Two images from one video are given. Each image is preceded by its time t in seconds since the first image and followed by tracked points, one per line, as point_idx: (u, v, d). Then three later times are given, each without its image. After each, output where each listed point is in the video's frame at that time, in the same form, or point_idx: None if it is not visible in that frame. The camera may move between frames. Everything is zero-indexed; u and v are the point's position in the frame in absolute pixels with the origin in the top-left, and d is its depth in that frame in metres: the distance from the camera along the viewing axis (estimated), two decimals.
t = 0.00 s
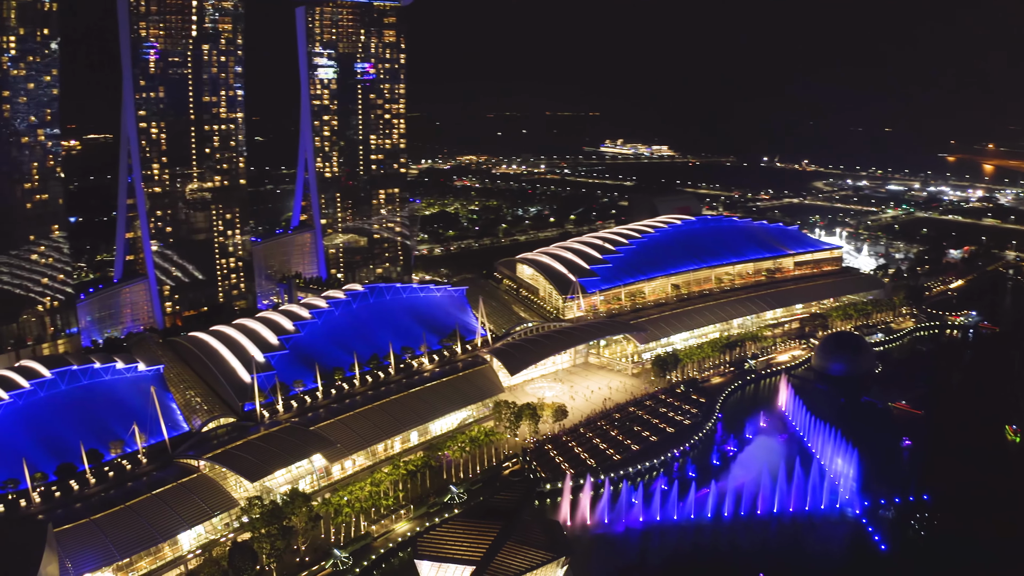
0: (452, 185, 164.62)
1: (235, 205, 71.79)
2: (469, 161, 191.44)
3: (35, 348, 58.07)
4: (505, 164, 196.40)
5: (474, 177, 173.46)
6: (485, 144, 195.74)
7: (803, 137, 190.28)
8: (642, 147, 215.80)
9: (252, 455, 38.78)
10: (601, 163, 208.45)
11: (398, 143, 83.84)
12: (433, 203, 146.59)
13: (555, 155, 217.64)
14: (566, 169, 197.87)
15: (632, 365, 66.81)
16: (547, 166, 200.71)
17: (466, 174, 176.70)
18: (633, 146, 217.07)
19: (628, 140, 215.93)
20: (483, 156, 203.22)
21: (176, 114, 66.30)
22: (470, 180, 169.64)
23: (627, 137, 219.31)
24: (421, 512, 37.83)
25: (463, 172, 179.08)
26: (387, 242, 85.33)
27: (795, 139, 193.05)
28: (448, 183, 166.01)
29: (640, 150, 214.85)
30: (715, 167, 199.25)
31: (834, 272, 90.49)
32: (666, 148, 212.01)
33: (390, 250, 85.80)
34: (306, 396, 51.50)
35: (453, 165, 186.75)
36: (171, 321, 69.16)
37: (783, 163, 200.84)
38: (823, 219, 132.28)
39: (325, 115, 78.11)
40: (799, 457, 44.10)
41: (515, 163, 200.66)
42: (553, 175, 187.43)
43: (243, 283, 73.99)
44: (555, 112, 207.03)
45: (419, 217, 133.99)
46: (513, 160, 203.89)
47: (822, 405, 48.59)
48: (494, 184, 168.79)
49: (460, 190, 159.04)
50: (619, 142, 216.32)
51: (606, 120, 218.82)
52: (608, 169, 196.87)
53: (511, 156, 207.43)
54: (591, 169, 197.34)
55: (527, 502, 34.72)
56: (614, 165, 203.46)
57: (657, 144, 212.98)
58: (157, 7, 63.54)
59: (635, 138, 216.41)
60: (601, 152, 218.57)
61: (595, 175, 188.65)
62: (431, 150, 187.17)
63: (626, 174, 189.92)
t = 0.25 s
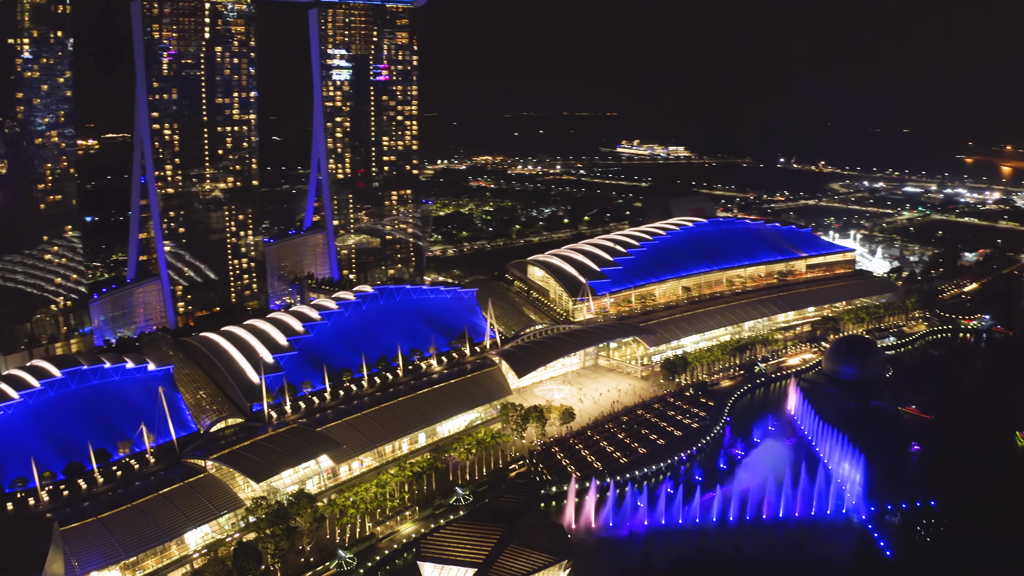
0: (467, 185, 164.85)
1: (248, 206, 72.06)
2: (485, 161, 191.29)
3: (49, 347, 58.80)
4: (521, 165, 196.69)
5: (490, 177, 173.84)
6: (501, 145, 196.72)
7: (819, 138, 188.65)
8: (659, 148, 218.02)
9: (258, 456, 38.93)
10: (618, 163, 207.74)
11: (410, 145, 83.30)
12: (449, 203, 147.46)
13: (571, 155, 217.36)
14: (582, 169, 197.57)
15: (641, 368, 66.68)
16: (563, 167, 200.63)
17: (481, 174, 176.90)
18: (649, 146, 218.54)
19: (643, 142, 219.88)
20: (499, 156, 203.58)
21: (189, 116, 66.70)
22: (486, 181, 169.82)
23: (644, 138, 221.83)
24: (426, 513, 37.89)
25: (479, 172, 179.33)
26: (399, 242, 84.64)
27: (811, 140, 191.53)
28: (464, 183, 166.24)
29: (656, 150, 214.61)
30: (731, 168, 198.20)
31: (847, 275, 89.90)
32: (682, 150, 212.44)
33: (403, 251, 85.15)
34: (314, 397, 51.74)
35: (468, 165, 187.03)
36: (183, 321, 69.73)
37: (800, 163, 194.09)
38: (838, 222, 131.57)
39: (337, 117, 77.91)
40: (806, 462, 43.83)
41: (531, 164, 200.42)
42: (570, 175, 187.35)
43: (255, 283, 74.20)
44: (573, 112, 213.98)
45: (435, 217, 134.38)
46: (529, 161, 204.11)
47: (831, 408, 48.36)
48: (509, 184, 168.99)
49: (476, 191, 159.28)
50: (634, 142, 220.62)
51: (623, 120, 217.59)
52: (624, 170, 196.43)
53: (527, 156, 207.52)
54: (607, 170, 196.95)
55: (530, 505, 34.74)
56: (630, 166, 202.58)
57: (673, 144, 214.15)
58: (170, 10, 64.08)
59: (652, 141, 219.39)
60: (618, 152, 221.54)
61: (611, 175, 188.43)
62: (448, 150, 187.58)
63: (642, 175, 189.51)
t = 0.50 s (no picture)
0: (482, 186, 165.01)
1: (261, 207, 72.32)
2: (500, 162, 191.09)
3: (63, 347, 59.21)
4: (537, 166, 196.82)
5: (504, 178, 174.08)
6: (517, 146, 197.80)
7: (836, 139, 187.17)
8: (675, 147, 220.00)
9: (264, 457, 39.09)
10: (634, 164, 207.00)
11: (422, 147, 83.06)
12: (463, 204, 147.87)
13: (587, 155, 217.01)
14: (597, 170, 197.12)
15: (651, 371, 66.39)
16: (578, 167, 200.36)
17: (496, 175, 177.00)
18: (666, 146, 220.50)
19: (661, 143, 220.07)
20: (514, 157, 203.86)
21: (203, 118, 67.16)
22: (501, 182, 169.87)
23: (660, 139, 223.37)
24: (431, 515, 37.96)
25: (494, 173, 179.27)
26: (411, 243, 84.55)
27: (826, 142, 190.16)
28: (479, 184, 166.44)
29: (673, 151, 215.43)
30: (746, 170, 197.23)
31: (860, 279, 89.29)
32: (699, 151, 214.53)
33: (415, 252, 85.01)
34: (322, 398, 51.92)
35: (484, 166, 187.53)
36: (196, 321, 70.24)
37: (816, 166, 192.71)
38: (853, 224, 130.95)
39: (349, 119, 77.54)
40: (813, 467, 43.71)
41: (548, 164, 199.80)
42: (585, 176, 187.08)
43: (267, 284, 74.59)
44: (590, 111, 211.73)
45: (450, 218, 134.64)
46: (544, 162, 204.19)
47: (839, 413, 48.15)
48: (524, 185, 169.06)
49: (491, 192, 159.47)
50: (651, 144, 220.61)
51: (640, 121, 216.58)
52: (639, 171, 195.94)
53: (542, 157, 207.57)
54: (622, 171, 196.57)
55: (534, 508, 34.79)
56: (645, 167, 201.91)
57: (690, 145, 216.33)
58: (184, 12, 64.55)
59: (668, 141, 219.77)
60: (635, 153, 220.05)
61: (625, 176, 188.16)
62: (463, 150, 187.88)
63: (657, 176, 189.02)
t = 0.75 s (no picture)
0: (497, 187, 165.03)
1: (273, 208, 72.53)
2: (516, 163, 190.99)
3: (76, 346, 59.81)
4: (552, 166, 196.89)
5: (519, 179, 174.25)
6: (533, 147, 202.59)
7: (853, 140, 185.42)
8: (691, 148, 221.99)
9: (269, 457, 39.25)
10: (649, 164, 206.44)
11: (435, 148, 81.69)
12: (477, 205, 148.29)
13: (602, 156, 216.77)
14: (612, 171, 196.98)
15: (659, 374, 66.04)
16: (594, 167, 200.03)
17: (510, 175, 177.23)
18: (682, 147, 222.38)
19: (674, 145, 222.00)
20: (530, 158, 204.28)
21: (215, 120, 67.49)
22: (516, 182, 170.07)
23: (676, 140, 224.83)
24: (436, 517, 38.03)
25: (509, 173, 179.47)
26: (422, 245, 83.22)
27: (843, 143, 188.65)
28: (493, 184, 166.47)
29: (688, 151, 218.04)
30: (761, 171, 196.23)
31: (872, 282, 88.68)
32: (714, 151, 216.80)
33: (427, 254, 83.75)
34: (329, 400, 52.06)
35: (500, 166, 187.95)
36: (207, 322, 70.78)
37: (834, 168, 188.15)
38: (868, 226, 130.16)
39: (361, 120, 77.35)
40: (819, 472, 43.56)
41: (562, 164, 199.60)
42: (600, 177, 186.89)
43: (278, 284, 74.78)
44: (606, 112, 221.96)
45: (462, 219, 135.00)
46: (560, 163, 204.27)
47: (846, 417, 47.89)
48: (538, 186, 169.21)
49: (505, 192, 159.59)
50: (666, 146, 221.16)
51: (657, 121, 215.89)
52: (655, 172, 195.42)
53: (557, 158, 207.66)
54: (638, 171, 196.09)
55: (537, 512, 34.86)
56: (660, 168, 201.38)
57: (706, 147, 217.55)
58: (196, 14, 64.88)
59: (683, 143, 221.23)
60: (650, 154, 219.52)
61: (641, 178, 187.79)
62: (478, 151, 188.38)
63: (672, 178, 188.42)
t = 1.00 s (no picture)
0: (511, 188, 165.15)
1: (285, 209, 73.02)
2: (530, 164, 191.40)
3: (88, 346, 60.48)
4: (567, 168, 196.87)
5: (534, 181, 174.38)
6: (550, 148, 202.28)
7: (869, 141, 184.08)
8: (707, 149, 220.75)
9: (274, 458, 39.42)
10: (663, 166, 206.30)
11: (446, 150, 82.56)
12: (491, 206, 148.62)
13: (617, 158, 216.64)
14: (627, 172, 196.90)
15: (668, 377, 65.88)
16: (609, 169, 199.75)
17: (524, 177, 177.49)
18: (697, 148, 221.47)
19: (691, 145, 219.74)
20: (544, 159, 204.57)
21: (227, 121, 67.93)
22: (530, 184, 170.21)
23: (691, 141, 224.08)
24: (440, 519, 38.12)
25: (523, 174, 179.84)
26: (433, 246, 84.42)
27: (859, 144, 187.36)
28: (507, 186, 166.58)
29: (703, 153, 214.67)
30: (776, 172, 195.27)
31: (883, 286, 88.17)
32: (729, 152, 215.86)
33: (438, 255, 85.05)
34: (336, 401, 52.22)
35: (514, 168, 188.33)
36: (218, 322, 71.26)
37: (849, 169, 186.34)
38: (882, 229, 129.46)
39: (373, 122, 77.66)
40: (826, 477, 43.25)
41: (577, 166, 199.72)
42: (615, 178, 186.70)
43: (289, 285, 75.09)
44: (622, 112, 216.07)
45: (475, 220, 135.32)
46: (575, 164, 204.27)
47: (855, 421, 47.64)
48: (552, 187, 169.35)
49: (519, 194, 159.75)
50: (681, 146, 221.15)
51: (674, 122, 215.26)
52: (670, 173, 194.88)
53: (572, 160, 207.75)
54: (654, 172, 195.62)
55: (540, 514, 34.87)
56: (674, 169, 200.86)
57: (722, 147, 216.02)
58: (208, 17, 65.33)
59: (699, 143, 220.28)
60: (665, 155, 219.29)
61: (655, 179, 187.35)
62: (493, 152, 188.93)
63: (686, 179, 187.91)
